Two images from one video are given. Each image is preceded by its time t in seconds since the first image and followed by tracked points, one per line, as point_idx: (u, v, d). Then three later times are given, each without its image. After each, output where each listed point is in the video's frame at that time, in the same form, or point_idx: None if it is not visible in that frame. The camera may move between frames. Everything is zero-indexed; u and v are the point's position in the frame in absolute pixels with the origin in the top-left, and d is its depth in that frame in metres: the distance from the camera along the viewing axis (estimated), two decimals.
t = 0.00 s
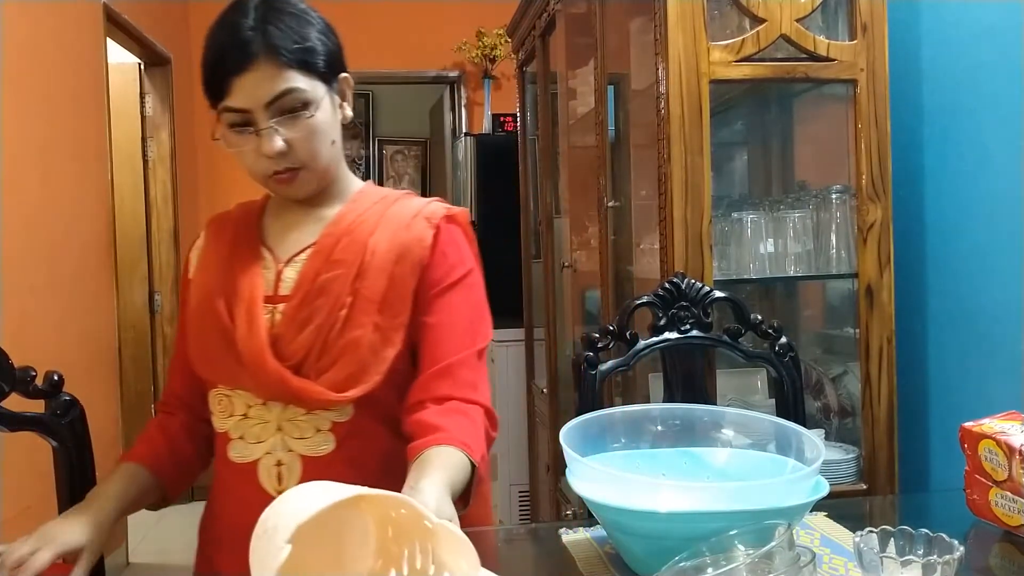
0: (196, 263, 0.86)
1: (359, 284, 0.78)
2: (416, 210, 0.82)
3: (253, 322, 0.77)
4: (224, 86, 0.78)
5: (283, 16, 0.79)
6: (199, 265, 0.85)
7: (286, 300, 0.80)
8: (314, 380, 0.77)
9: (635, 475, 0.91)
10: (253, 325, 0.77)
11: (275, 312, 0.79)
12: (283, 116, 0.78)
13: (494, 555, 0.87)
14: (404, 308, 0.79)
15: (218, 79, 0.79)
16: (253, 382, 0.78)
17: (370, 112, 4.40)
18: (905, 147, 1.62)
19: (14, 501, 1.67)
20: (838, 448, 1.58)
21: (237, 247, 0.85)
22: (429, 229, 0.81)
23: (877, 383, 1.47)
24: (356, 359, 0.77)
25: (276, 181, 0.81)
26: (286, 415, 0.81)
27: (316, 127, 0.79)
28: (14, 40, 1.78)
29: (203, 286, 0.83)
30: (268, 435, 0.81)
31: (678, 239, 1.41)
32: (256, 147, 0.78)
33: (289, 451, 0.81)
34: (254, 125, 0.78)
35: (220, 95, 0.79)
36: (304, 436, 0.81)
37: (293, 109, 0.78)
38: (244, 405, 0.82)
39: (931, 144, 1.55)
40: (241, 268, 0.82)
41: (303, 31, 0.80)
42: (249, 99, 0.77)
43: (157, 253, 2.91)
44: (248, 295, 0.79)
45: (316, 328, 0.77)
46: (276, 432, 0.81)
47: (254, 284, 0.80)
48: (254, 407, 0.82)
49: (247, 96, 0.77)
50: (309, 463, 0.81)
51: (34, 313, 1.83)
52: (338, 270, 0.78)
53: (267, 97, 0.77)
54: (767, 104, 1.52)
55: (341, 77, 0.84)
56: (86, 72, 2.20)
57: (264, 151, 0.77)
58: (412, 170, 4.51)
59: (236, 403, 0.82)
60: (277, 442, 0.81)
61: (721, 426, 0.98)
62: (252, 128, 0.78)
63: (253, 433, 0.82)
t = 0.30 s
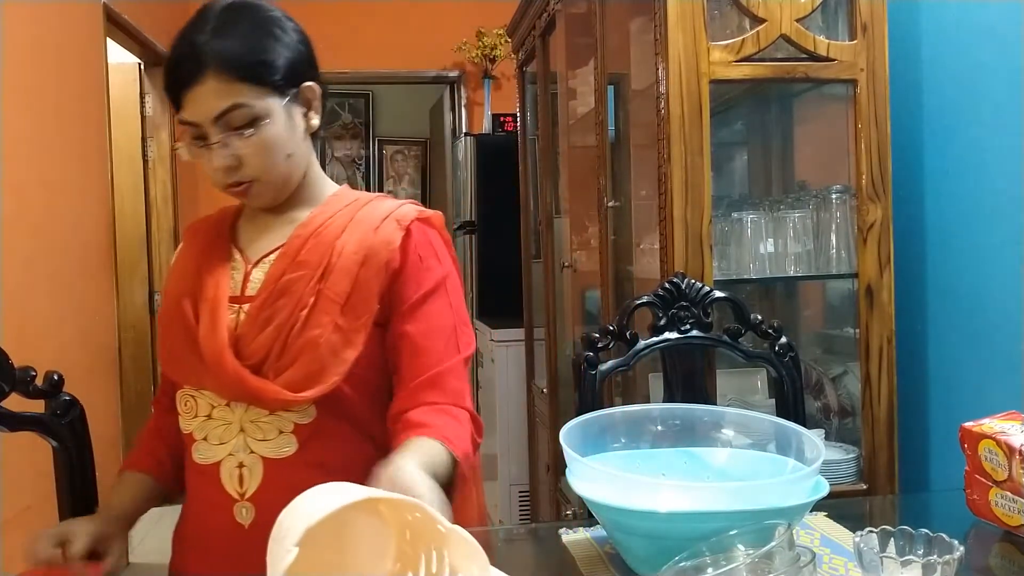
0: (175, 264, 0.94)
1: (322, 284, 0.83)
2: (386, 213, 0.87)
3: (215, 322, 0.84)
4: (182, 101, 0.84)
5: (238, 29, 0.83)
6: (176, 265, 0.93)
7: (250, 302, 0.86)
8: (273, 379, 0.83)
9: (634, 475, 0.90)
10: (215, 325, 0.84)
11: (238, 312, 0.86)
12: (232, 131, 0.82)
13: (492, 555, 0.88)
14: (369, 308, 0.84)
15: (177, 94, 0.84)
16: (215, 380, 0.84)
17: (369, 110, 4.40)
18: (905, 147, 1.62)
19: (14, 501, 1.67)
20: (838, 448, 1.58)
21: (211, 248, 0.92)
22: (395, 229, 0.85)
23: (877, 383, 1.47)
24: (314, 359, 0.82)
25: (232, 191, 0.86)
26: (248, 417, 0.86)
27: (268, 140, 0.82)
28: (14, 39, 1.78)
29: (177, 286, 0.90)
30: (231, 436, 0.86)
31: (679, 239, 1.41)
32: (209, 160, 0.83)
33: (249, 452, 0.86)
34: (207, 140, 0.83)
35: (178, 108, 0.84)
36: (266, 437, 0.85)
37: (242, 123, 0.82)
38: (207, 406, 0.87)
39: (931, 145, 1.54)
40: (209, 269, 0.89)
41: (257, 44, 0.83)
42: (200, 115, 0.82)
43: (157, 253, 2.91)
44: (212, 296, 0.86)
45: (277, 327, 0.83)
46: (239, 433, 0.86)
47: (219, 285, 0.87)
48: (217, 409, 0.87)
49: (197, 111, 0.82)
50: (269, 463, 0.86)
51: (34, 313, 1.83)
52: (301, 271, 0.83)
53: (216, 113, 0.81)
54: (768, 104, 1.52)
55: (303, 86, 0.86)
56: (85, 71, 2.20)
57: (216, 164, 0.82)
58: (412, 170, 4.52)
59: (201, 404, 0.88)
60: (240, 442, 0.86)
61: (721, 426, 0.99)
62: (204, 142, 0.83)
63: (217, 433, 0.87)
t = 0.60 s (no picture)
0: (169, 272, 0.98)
1: (306, 286, 0.85)
2: (370, 213, 0.88)
3: (202, 325, 0.88)
4: (154, 115, 0.87)
5: (197, 45, 0.83)
6: (170, 270, 0.97)
7: (236, 305, 0.89)
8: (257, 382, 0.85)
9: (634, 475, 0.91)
10: (201, 330, 0.87)
11: (224, 315, 0.89)
12: (195, 149, 0.85)
13: (490, 555, 0.88)
14: (351, 310, 0.84)
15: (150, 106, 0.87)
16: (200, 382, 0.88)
17: (369, 110, 4.42)
18: (904, 146, 1.62)
19: (14, 501, 1.67)
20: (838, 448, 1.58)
21: (202, 255, 0.96)
22: (377, 230, 0.86)
23: (877, 382, 1.47)
24: (296, 361, 0.84)
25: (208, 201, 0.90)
26: (235, 418, 0.88)
27: (229, 157, 0.85)
28: (14, 40, 1.78)
29: (169, 294, 0.95)
30: (219, 438, 0.89)
31: (679, 239, 1.41)
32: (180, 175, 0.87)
33: (237, 453, 0.88)
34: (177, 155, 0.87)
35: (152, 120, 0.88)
36: (253, 438, 0.87)
37: (202, 142, 0.84)
38: (197, 409, 0.90)
39: (931, 145, 1.54)
40: (198, 276, 0.93)
41: (218, 60, 0.83)
42: (166, 133, 0.85)
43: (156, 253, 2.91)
44: (200, 301, 0.90)
45: (259, 330, 0.85)
46: (227, 436, 0.88)
47: (207, 291, 0.90)
48: (206, 412, 0.89)
49: (165, 128, 0.85)
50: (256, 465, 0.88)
51: (34, 313, 1.83)
52: (285, 273, 0.85)
53: (178, 133, 0.84)
54: (768, 104, 1.52)
55: (268, 100, 0.86)
56: (86, 71, 2.20)
57: (186, 180, 0.87)
58: (412, 170, 4.52)
59: (191, 406, 0.90)
60: (227, 443, 0.88)
61: (721, 426, 0.99)
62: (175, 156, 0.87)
63: (206, 435, 0.89)
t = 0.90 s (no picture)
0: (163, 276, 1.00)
1: (277, 286, 0.83)
2: (344, 212, 0.87)
3: (182, 326, 0.88)
4: (143, 123, 0.87)
5: (181, 52, 0.82)
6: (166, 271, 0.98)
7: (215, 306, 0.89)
8: (231, 382, 0.84)
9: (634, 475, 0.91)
10: (181, 331, 0.88)
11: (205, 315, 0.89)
12: (185, 157, 0.84)
13: (490, 555, 0.88)
14: (321, 309, 0.83)
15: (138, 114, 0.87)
16: (180, 382, 0.88)
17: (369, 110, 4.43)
18: (904, 145, 1.62)
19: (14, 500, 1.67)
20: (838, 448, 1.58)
21: (195, 257, 0.97)
22: (350, 227, 0.85)
23: (877, 382, 1.47)
24: (266, 360, 0.83)
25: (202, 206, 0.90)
26: (221, 417, 0.87)
27: (218, 164, 0.85)
28: (14, 39, 1.78)
29: (159, 295, 0.96)
30: (207, 436, 0.89)
31: (679, 239, 1.41)
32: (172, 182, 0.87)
33: (223, 451, 0.88)
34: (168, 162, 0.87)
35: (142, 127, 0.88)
36: (238, 437, 0.87)
37: (192, 149, 0.84)
38: (186, 407, 0.90)
39: (930, 144, 1.54)
40: (186, 279, 0.94)
41: (204, 66, 0.82)
42: (157, 141, 0.85)
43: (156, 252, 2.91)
44: (185, 302, 0.91)
45: (231, 330, 0.84)
46: (214, 433, 0.88)
47: (193, 292, 0.91)
48: (194, 411, 0.89)
49: (154, 136, 0.85)
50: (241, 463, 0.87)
51: (34, 312, 1.83)
52: (258, 273, 0.84)
53: (167, 141, 0.84)
54: (768, 104, 1.52)
55: (256, 104, 0.85)
56: (86, 71, 2.20)
57: (178, 187, 0.87)
58: (412, 170, 4.52)
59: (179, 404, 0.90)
60: (212, 441, 0.88)
61: (721, 426, 0.99)
62: (166, 164, 0.87)
63: (194, 433, 0.89)
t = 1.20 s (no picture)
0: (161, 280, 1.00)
1: (276, 291, 0.83)
2: (342, 213, 0.86)
3: (181, 332, 0.88)
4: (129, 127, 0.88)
5: (159, 60, 0.82)
6: (162, 276, 0.98)
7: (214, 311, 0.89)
8: (232, 387, 0.84)
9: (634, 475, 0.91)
10: (180, 338, 0.88)
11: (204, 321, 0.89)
12: (162, 164, 0.86)
13: (490, 555, 0.88)
14: (321, 314, 0.83)
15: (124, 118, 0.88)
16: (180, 388, 0.88)
17: (370, 110, 4.44)
18: (904, 145, 1.62)
19: (14, 500, 1.67)
20: (838, 448, 1.58)
21: (191, 261, 0.97)
22: (348, 229, 0.84)
23: (877, 382, 1.47)
24: (267, 366, 0.83)
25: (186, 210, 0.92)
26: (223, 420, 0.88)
27: (191, 171, 0.85)
28: (14, 40, 1.78)
29: (157, 300, 0.96)
30: (209, 441, 0.89)
31: (679, 239, 1.41)
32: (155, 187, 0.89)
33: (224, 455, 0.88)
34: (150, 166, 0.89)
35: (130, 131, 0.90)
36: (240, 441, 0.87)
37: (167, 157, 0.85)
38: (187, 412, 0.90)
39: (931, 143, 1.54)
40: (185, 283, 0.94)
41: (180, 74, 0.82)
42: (137, 147, 0.87)
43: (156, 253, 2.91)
44: (182, 308, 0.91)
45: (232, 336, 0.84)
46: (216, 438, 0.88)
47: (190, 298, 0.91)
48: (196, 415, 0.89)
49: (134, 140, 0.87)
50: (242, 466, 0.87)
51: (34, 312, 1.83)
52: (257, 277, 0.84)
53: (145, 147, 0.85)
54: (768, 104, 1.52)
55: (231, 112, 0.84)
56: (86, 71, 2.20)
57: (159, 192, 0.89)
58: (412, 170, 4.52)
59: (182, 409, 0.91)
60: (216, 445, 0.88)
61: (721, 426, 0.99)
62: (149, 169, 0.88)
63: (197, 437, 0.90)
